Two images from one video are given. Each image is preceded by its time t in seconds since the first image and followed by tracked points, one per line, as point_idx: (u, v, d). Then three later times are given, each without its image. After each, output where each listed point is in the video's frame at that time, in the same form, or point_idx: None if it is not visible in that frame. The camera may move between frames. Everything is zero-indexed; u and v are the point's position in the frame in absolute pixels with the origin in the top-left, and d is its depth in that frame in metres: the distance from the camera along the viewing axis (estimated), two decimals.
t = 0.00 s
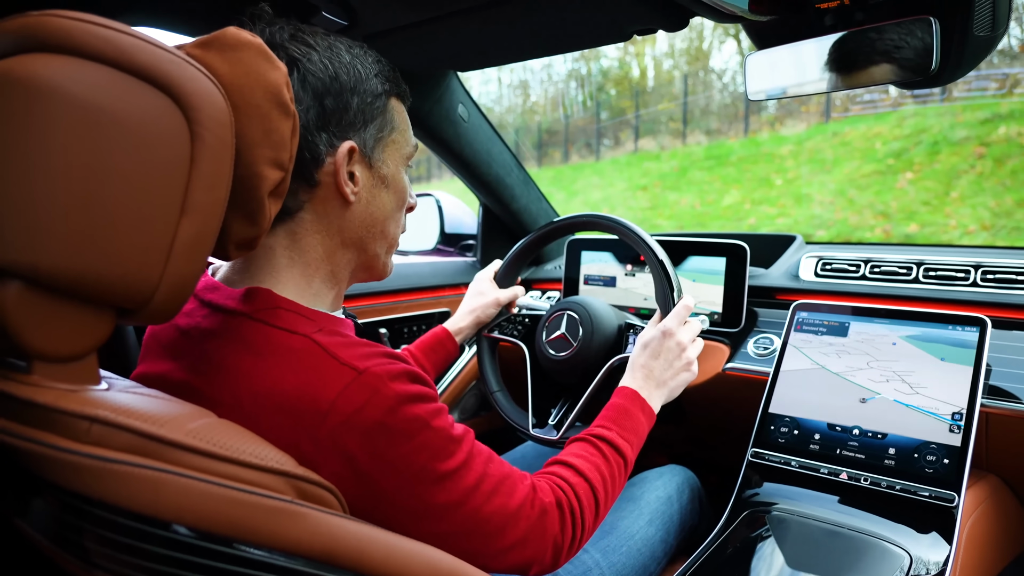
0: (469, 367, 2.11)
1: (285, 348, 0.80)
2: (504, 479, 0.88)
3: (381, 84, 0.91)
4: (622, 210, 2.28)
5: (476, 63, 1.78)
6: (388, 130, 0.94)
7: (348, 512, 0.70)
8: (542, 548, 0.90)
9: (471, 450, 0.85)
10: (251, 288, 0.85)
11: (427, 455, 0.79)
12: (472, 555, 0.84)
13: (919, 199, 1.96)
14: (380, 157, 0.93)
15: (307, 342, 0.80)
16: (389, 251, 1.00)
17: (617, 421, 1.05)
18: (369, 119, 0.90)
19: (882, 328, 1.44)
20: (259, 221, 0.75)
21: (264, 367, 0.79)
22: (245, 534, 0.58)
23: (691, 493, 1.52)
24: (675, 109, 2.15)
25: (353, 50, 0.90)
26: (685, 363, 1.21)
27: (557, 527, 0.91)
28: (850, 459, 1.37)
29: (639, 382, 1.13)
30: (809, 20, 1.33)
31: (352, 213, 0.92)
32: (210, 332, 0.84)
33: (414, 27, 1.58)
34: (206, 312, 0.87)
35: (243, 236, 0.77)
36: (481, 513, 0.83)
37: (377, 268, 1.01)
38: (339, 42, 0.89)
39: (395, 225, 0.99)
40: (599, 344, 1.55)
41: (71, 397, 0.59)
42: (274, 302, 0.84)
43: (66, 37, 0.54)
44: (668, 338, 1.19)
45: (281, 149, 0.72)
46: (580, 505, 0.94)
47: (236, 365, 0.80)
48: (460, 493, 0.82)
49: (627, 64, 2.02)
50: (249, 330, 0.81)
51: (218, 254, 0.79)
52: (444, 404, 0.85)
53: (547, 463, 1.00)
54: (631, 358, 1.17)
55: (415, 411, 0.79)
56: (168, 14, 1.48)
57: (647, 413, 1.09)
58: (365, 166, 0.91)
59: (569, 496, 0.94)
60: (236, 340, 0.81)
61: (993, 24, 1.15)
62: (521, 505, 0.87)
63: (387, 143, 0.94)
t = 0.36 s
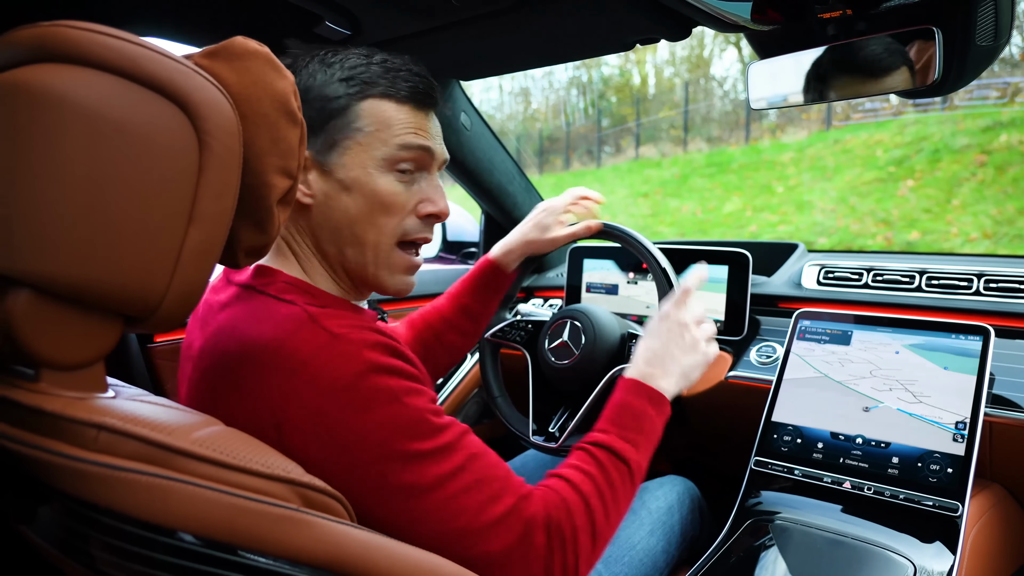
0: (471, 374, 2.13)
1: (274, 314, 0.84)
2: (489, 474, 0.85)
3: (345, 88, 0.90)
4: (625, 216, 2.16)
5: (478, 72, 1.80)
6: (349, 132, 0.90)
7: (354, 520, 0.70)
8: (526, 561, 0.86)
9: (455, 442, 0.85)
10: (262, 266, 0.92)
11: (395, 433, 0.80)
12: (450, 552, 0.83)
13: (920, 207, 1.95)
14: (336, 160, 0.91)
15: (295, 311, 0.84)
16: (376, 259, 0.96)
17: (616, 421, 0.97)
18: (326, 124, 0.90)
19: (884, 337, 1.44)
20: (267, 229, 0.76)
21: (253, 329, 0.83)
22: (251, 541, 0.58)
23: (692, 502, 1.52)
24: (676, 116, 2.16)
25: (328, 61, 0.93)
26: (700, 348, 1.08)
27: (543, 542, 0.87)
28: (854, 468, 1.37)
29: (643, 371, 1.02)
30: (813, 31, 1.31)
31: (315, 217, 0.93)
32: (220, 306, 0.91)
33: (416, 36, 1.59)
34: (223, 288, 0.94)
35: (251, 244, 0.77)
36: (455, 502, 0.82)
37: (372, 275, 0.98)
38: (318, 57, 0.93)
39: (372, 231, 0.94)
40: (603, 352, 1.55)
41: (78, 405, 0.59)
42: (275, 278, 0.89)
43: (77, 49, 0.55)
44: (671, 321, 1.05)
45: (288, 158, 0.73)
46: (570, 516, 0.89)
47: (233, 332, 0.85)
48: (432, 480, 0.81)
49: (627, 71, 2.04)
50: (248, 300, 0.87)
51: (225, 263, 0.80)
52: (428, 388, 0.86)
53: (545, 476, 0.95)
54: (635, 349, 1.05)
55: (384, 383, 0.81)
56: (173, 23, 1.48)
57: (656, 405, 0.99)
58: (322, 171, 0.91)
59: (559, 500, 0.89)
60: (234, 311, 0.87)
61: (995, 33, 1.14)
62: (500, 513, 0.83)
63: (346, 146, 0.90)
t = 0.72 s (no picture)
0: (472, 377, 2.17)
1: (242, 333, 0.91)
2: (427, 519, 0.89)
3: (315, 88, 0.94)
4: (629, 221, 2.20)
5: (479, 74, 1.80)
6: (314, 136, 0.94)
7: (355, 521, 0.70)
8: None
9: (399, 483, 0.89)
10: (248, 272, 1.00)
11: (327, 472, 0.85)
12: None
13: (922, 209, 1.96)
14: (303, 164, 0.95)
15: (261, 335, 0.90)
16: (341, 264, 0.96)
17: (552, 451, 0.96)
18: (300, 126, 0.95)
19: (885, 338, 1.44)
20: (269, 230, 0.76)
21: (222, 348, 0.91)
22: (252, 543, 0.58)
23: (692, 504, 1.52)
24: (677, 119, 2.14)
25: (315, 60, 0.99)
26: (638, 322, 1.03)
27: None
28: (854, 470, 1.37)
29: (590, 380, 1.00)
30: (815, 33, 1.31)
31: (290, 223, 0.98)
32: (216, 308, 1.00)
33: (416, 39, 1.60)
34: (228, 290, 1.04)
35: (253, 245, 0.77)
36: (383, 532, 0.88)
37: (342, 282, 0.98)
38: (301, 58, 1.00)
39: (336, 236, 0.95)
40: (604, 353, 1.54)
41: (80, 407, 0.59)
42: (257, 289, 0.97)
43: (79, 51, 0.55)
44: (595, 314, 1.01)
45: (291, 160, 0.73)
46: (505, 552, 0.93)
47: (211, 344, 0.93)
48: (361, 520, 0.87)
49: (629, 73, 2.05)
50: (231, 311, 0.96)
51: (227, 264, 0.80)
52: (377, 428, 0.89)
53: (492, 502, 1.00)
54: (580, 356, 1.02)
55: (324, 423, 0.85)
56: (175, 25, 1.48)
57: (603, 428, 0.97)
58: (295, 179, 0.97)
59: (490, 536, 0.94)
60: (217, 321, 0.96)
61: (996, 36, 1.15)
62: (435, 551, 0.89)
63: (313, 148, 0.94)
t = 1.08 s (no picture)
0: (473, 373, 2.20)
1: (292, 343, 0.88)
2: (465, 542, 0.88)
3: (372, 84, 0.93)
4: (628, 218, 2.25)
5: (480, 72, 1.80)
6: (382, 130, 0.93)
7: (358, 514, 0.71)
8: None
9: (442, 503, 0.88)
10: (295, 278, 0.95)
11: (375, 492, 0.85)
12: None
13: (924, 208, 1.97)
14: (373, 158, 0.94)
15: (314, 348, 0.88)
16: (430, 252, 0.97)
17: (559, 475, 0.96)
18: (362, 121, 0.93)
19: (885, 336, 1.44)
20: (273, 225, 0.77)
21: (270, 355, 0.88)
22: (255, 535, 0.59)
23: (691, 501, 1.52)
24: (679, 117, 2.15)
25: (354, 59, 0.97)
26: (639, 349, 1.03)
27: None
28: (854, 466, 1.37)
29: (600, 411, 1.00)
30: (815, 31, 1.32)
31: (360, 219, 0.96)
32: (254, 310, 0.97)
33: (419, 35, 1.60)
34: (263, 290, 0.99)
35: (258, 241, 0.78)
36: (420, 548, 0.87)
37: (427, 271, 0.99)
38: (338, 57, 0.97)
39: (424, 226, 0.96)
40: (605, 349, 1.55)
41: (85, 399, 0.60)
42: (304, 294, 0.93)
43: (85, 47, 0.55)
44: (595, 347, 1.01)
45: (295, 155, 0.74)
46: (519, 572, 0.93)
47: (255, 347, 0.90)
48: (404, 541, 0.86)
49: (630, 71, 2.05)
50: (276, 317, 0.92)
51: (231, 259, 0.80)
52: (425, 451, 0.89)
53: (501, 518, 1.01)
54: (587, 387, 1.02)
55: (378, 445, 0.84)
56: (177, 22, 1.48)
57: (610, 453, 0.98)
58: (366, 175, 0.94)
59: (509, 557, 0.93)
60: (261, 326, 0.92)
61: (997, 33, 1.15)
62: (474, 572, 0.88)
63: (383, 143, 0.93)
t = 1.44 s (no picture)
0: (477, 375, 2.20)
1: (292, 346, 0.89)
2: (464, 545, 0.88)
3: (362, 95, 0.93)
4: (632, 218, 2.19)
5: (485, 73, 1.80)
6: (363, 146, 0.93)
7: (362, 515, 0.71)
8: None
9: (443, 505, 0.88)
10: (297, 280, 0.96)
11: (375, 494, 0.85)
12: None
13: (930, 211, 2.00)
14: (352, 174, 0.94)
15: (313, 350, 0.88)
16: (394, 278, 0.96)
17: (573, 481, 0.96)
18: (347, 133, 0.94)
19: (890, 339, 1.44)
20: (278, 227, 0.77)
21: (270, 358, 0.88)
22: (259, 536, 0.59)
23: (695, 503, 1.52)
24: (684, 118, 2.16)
25: (358, 65, 0.97)
26: (661, 361, 1.03)
27: None
28: (858, 469, 1.37)
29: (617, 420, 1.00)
30: (821, 34, 1.32)
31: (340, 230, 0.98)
32: (258, 312, 0.98)
33: (425, 37, 1.60)
34: (268, 292, 1.01)
35: (263, 242, 0.78)
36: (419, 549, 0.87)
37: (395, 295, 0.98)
38: (344, 63, 0.97)
39: (389, 249, 0.95)
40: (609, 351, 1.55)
41: (91, 399, 0.60)
42: (306, 297, 0.94)
43: (92, 50, 0.56)
44: (618, 353, 1.01)
45: (300, 157, 0.74)
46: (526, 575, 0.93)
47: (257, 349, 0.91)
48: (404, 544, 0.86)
49: (635, 73, 2.04)
50: (278, 319, 0.93)
51: (236, 261, 0.81)
52: (424, 453, 0.89)
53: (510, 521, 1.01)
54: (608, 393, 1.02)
55: (377, 447, 0.84)
56: (184, 24, 1.49)
57: (626, 463, 0.97)
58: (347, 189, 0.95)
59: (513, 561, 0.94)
60: (263, 328, 0.93)
61: (1002, 36, 1.14)
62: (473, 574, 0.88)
63: (362, 159, 0.93)
